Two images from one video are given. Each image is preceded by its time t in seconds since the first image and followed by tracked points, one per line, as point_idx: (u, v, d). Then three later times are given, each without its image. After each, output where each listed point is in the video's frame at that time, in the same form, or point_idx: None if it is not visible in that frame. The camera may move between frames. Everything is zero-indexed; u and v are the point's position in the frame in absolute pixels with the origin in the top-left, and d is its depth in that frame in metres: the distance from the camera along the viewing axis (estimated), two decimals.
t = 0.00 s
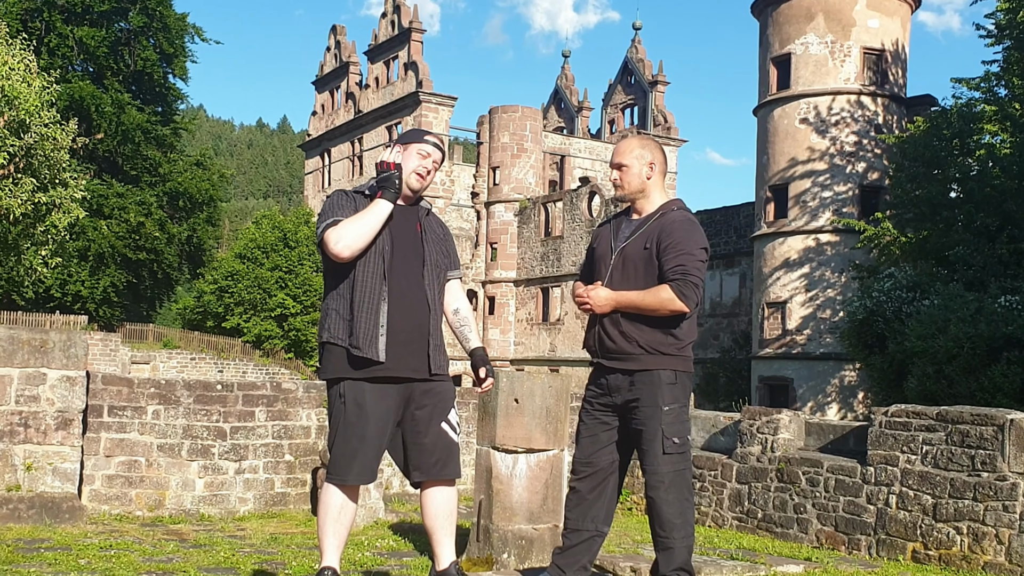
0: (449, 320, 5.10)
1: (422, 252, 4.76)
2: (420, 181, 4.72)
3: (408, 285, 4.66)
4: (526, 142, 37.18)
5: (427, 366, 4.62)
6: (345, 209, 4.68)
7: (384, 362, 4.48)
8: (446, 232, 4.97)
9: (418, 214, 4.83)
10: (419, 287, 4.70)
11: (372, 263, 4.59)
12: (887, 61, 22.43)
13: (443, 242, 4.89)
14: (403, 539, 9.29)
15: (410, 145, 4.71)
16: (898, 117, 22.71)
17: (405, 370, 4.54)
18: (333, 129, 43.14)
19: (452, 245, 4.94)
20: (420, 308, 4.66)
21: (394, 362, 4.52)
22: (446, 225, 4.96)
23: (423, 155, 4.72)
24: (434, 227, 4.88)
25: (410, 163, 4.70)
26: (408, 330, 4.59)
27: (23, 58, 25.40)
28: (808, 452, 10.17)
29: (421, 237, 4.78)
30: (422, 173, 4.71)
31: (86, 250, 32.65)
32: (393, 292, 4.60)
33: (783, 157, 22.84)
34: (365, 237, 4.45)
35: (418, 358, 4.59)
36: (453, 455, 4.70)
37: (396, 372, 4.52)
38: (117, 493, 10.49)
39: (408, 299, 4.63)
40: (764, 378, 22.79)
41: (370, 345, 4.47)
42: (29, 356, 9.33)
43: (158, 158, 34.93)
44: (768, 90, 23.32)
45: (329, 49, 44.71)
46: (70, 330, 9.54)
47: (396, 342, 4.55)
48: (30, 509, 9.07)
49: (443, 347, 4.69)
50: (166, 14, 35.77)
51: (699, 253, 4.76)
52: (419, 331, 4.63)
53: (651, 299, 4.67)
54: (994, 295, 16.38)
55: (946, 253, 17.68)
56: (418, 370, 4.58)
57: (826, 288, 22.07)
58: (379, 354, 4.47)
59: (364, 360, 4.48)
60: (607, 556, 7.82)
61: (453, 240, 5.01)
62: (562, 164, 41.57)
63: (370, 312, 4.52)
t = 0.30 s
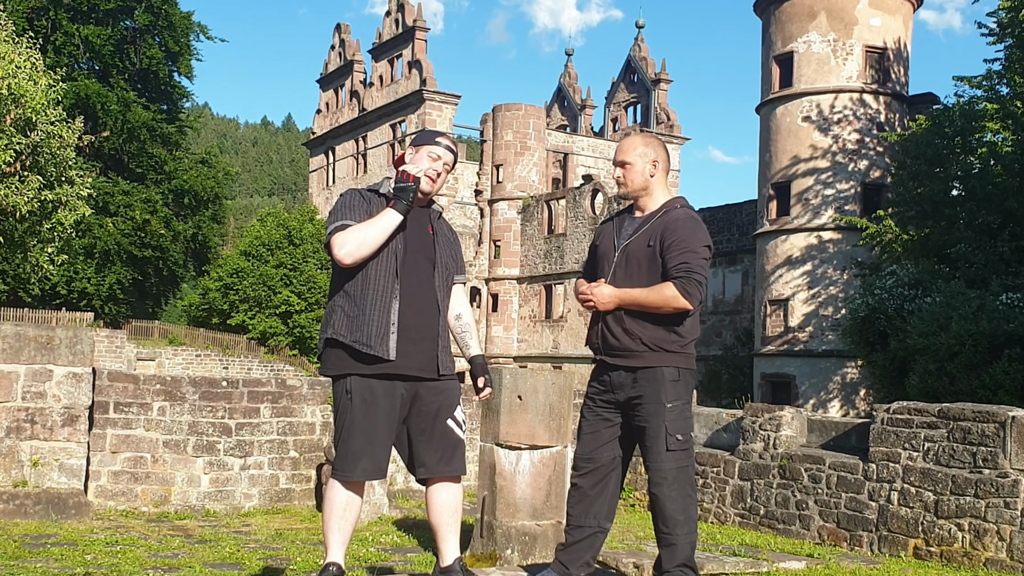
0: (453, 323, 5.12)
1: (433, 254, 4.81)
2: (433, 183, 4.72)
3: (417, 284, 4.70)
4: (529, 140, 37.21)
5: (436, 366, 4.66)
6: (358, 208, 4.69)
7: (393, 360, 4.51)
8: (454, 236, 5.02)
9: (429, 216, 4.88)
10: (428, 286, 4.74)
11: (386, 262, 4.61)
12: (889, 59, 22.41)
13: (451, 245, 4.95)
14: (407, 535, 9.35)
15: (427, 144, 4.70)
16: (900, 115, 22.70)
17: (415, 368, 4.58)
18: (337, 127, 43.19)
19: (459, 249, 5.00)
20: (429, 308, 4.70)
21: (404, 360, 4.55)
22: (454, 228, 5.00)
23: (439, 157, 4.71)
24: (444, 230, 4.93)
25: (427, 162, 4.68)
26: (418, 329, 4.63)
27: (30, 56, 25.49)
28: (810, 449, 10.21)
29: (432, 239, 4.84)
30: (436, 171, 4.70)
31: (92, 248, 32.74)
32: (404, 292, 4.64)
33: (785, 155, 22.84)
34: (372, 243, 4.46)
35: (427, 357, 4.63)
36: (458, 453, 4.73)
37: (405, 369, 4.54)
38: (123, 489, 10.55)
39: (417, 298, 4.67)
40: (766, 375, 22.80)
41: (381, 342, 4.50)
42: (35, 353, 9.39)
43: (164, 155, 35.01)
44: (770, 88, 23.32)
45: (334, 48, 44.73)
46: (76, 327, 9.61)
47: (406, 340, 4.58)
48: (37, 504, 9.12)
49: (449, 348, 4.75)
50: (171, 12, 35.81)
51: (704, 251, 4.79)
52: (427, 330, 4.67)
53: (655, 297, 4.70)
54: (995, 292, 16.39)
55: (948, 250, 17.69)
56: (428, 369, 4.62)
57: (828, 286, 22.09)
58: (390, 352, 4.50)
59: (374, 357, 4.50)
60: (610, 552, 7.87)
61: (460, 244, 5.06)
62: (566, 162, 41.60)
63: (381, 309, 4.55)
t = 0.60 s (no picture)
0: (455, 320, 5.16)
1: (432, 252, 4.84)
2: (425, 181, 4.76)
3: (415, 284, 4.73)
4: (531, 140, 37.26)
5: (436, 364, 4.70)
6: (352, 214, 4.74)
7: (393, 360, 4.55)
8: (455, 232, 5.05)
9: (428, 214, 4.91)
10: (428, 284, 4.77)
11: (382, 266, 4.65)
12: (889, 59, 22.43)
13: (451, 242, 4.98)
14: (408, 533, 9.39)
15: (414, 142, 4.70)
16: (899, 116, 22.72)
17: (414, 367, 4.61)
18: (340, 127, 43.24)
19: (460, 246, 5.02)
20: (429, 306, 4.73)
21: (403, 359, 4.58)
22: (454, 225, 5.03)
23: (427, 154, 4.72)
24: (444, 228, 4.96)
25: (412, 161, 4.72)
26: (417, 329, 4.66)
27: (34, 56, 25.54)
28: (810, 448, 10.25)
29: (431, 237, 4.87)
30: (423, 172, 4.73)
31: (95, 247, 32.79)
32: (402, 293, 4.67)
33: (785, 155, 22.87)
34: (356, 263, 4.51)
35: (426, 356, 4.66)
36: (457, 451, 4.75)
37: (403, 369, 4.57)
38: (126, 487, 10.61)
39: (416, 297, 4.70)
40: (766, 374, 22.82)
41: (379, 343, 4.53)
42: (39, 351, 9.43)
43: (167, 155, 35.06)
44: (770, 88, 23.35)
45: (336, 48, 44.76)
46: (79, 325, 9.67)
47: (405, 339, 4.61)
48: (40, 502, 9.14)
49: (449, 346, 4.78)
50: (175, 13, 35.85)
51: (705, 251, 4.83)
52: (427, 328, 4.70)
53: (657, 297, 4.73)
54: (994, 292, 16.42)
55: (948, 250, 17.72)
56: (427, 368, 4.66)
57: (827, 286, 22.12)
58: (388, 352, 4.54)
59: (372, 358, 4.54)
60: (611, 550, 7.92)
61: (461, 241, 5.09)
62: (566, 162, 41.63)
63: (379, 311, 4.58)
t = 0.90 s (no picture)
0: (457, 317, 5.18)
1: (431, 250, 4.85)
2: (412, 178, 4.77)
3: (415, 284, 4.74)
4: (533, 141, 37.31)
5: (437, 363, 4.72)
6: (347, 217, 4.76)
7: (393, 361, 4.58)
8: (455, 228, 5.06)
9: (426, 212, 4.92)
10: (429, 282, 4.79)
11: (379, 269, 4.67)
12: (889, 60, 22.45)
13: (452, 239, 4.99)
14: (410, 532, 9.44)
15: (398, 139, 4.71)
16: (899, 117, 22.75)
17: (414, 367, 4.64)
18: (343, 128, 43.30)
19: (460, 242, 5.03)
20: (429, 304, 4.75)
21: (404, 360, 4.61)
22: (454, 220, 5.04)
23: (412, 150, 4.73)
24: (444, 225, 4.96)
25: (397, 159, 4.74)
26: (417, 329, 4.69)
27: (38, 57, 25.59)
28: (810, 447, 10.28)
29: (431, 236, 4.88)
30: (408, 169, 4.74)
31: (100, 246, 32.80)
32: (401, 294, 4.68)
33: (786, 156, 22.90)
34: (330, 272, 4.56)
35: (426, 355, 4.69)
36: (457, 450, 4.78)
37: (403, 369, 4.61)
38: (130, 485, 10.67)
39: (416, 298, 4.73)
40: (767, 374, 22.85)
41: (378, 345, 4.56)
42: (43, 351, 9.47)
43: (170, 156, 35.13)
44: (771, 89, 23.37)
45: (339, 49, 44.81)
46: (83, 325, 9.72)
47: (405, 340, 4.65)
48: (44, 500, 9.17)
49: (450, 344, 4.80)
50: (179, 14, 35.92)
51: (708, 252, 4.87)
52: (427, 328, 4.73)
53: (661, 297, 4.77)
54: (994, 292, 16.44)
55: (948, 250, 17.75)
56: (427, 368, 4.69)
57: (828, 286, 22.14)
58: (388, 354, 4.57)
59: (372, 360, 4.56)
60: (612, 549, 7.95)
61: (462, 237, 5.09)
62: (568, 162, 41.68)
63: (377, 313, 4.61)
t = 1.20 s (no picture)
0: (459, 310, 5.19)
1: (429, 248, 4.85)
2: (403, 181, 4.77)
3: (412, 283, 4.75)
4: (535, 142, 37.36)
5: (437, 362, 4.74)
6: (345, 221, 4.78)
7: (391, 362, 4.60)
8: (455, 223, 5.06)
9: (423, 210, 4.92)
10: (427, 281, 4.80)
11: (377, 271, 4.68)
12: (890, 61, 22.49)
13: (450, 236, 4.98)
14: (413, 530, 9.48)
15: (388, 143, 4.72)
16: (900, 117, 22.78)
17: (413, 367, 4.66)
18: (346, 128, 43.36)
19: (460, 237, 5.03)
20: (427, 303, 4.76)
21: (402, 360, 4.64)
22: (453, 215, 5.04)
23: (402, 153, 4.73)
24: (442, 222, 4.96)
25: (389, 162, 4.75)
26: (415, 328, 4.70)
27: (44, 58, 25.69)
28: (811, 446, 10.31)
29: (428, 235, 4.88)
30: (399, 173, 4.75)
31: (105, 246, 32.72)
32: (398, 294, 4.70)
33: (787, 156, 22.94)
34: (332, 270, 4.54)
35: (425, 355, 4.70)
36: (457, 449, 4.80)
37: (402, 369, 4.63)
38: (134, 484, 10.70)
39: (413, 297, 4.74)
40: (768, 373, 22.87)
41: (376, 347, 4.59)
42: (48, 350, 9.53)
43: (175, 156, 35.20)
44: (772, 90, 23.40)
45: (342, 50, 44.86)
46: (88, 324, 9.77)
47: (403, 341, 4.67)
48: (50, 499, 9.25)
49: (451, 340, 4.80)
50: (183, 15, 36.01)
51: (709, 252, 4.91)
52: (426, 326, 4.74)
53: (663, 298, 4.80)
54: (994, 292, 16.45)
55: (948, 250, 17.78)
56: (427, 367, 4.70)
57: (829, 285, 22.17)
58: (386, 355, 4.59)
59: (369, 362, 4.60)
60: (614, 547, 7.98)
61: (461, 232, 5.09)
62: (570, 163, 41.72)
63: (375, 315, 4.63)
